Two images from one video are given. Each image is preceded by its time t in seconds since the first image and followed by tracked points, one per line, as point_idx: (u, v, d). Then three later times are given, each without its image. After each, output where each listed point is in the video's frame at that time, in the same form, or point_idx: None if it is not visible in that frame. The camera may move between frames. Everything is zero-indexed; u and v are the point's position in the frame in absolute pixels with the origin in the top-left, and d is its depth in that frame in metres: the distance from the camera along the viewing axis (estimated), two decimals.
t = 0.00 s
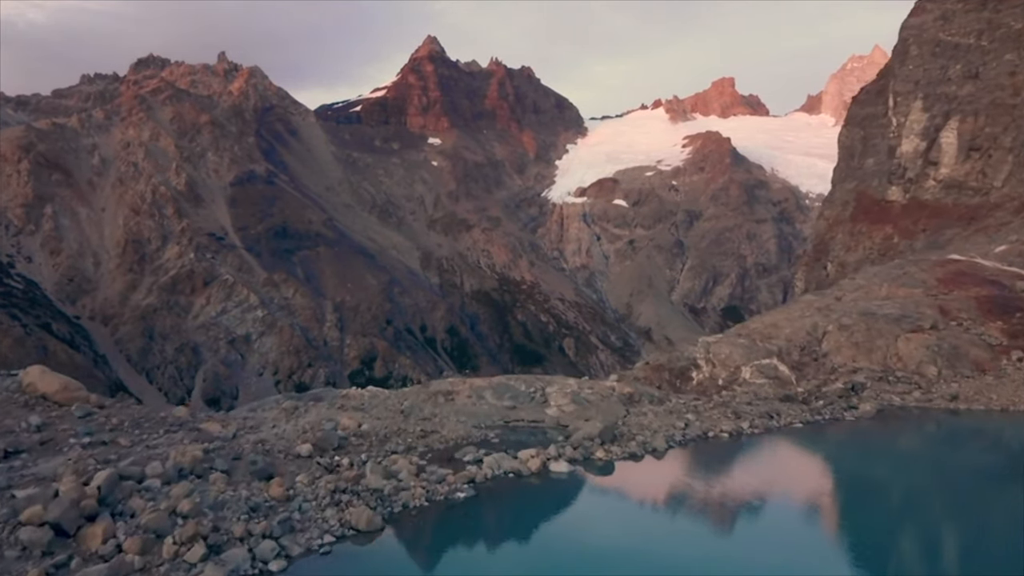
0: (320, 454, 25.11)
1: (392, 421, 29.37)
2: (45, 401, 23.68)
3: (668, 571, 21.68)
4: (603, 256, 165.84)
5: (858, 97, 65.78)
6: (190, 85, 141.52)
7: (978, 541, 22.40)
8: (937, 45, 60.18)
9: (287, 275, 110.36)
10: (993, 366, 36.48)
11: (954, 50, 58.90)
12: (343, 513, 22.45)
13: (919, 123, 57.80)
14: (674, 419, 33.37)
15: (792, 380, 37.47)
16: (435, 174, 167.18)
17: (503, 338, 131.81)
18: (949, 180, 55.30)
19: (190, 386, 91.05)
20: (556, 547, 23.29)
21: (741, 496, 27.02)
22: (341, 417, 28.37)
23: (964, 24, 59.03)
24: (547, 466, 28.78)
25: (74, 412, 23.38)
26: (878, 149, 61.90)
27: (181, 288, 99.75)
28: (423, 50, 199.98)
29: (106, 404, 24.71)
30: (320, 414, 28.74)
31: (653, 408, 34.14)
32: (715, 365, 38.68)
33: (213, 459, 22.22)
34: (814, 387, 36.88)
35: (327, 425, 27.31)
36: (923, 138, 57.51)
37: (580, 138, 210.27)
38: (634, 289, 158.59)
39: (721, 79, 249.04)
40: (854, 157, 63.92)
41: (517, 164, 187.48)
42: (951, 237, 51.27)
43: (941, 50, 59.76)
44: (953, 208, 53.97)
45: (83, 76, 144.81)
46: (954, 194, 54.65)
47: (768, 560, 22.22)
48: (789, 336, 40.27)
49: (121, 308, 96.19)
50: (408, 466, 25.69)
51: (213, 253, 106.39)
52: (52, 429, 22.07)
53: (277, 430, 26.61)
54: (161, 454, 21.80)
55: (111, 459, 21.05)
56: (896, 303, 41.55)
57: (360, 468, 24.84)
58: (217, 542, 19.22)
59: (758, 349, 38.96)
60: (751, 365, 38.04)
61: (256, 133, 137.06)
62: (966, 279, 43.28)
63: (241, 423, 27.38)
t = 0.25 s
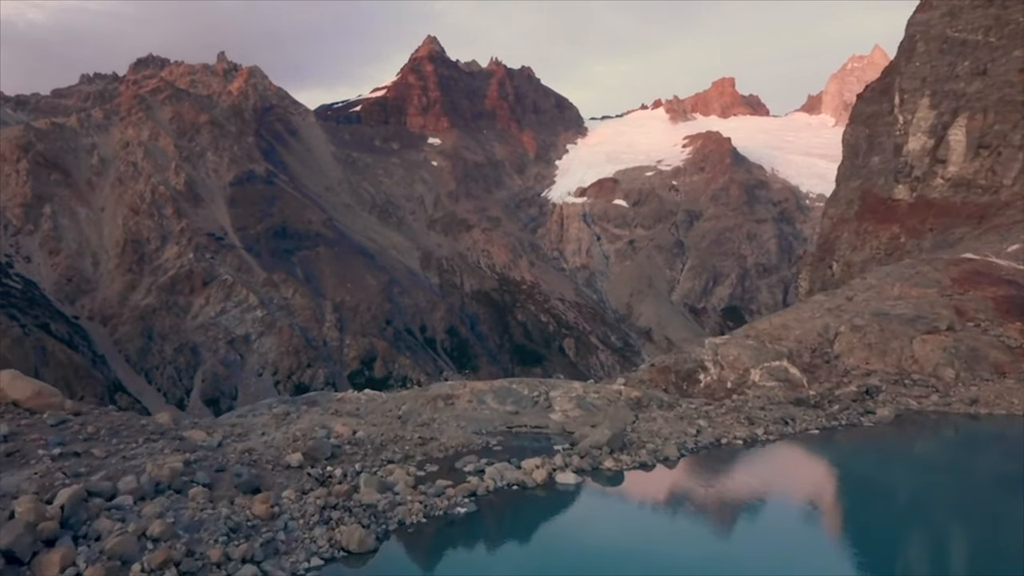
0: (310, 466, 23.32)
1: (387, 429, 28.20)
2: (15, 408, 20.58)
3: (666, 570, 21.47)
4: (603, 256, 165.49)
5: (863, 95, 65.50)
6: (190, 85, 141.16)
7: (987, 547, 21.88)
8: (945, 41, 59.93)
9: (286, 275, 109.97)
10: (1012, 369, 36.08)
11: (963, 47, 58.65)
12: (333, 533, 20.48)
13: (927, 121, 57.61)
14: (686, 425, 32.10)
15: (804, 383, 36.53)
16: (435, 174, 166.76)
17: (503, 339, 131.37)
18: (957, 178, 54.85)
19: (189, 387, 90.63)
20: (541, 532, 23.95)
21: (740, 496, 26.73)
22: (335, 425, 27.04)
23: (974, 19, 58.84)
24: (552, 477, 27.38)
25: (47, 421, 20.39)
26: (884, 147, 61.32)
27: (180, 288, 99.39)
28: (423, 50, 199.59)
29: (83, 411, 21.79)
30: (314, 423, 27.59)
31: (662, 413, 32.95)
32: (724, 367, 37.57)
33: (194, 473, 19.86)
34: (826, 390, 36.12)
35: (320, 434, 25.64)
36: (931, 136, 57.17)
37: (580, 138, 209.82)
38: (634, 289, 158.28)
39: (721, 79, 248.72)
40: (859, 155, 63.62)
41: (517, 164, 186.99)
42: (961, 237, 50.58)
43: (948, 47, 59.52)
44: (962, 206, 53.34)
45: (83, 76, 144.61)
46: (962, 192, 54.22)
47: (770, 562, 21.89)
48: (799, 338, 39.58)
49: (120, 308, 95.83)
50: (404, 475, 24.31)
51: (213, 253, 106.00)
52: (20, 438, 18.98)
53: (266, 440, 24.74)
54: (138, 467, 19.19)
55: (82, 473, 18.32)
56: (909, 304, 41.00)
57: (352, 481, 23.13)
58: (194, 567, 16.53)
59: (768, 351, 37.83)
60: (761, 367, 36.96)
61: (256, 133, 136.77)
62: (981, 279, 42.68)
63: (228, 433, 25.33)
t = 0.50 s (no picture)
0: (301, 475, 23.23)
1: (382, 435, 28.06)
2: None
3: (667, 571, 21.22)
4: (603, 256, 165.01)
5: (868, 93, 64.90)
6: (190, 84, 140.69)
7: (997, 549, 21.52)
8: (952, 38, 59.34)
9: (286, 275, 109.63)
10: None
11: (970, 44, 58.38)
12: (320, 556, 19.32)
13: (934, 119, 56.69)
14: (698, 432, 31.17)
15: (816, 387, 36.29)
16: (435, 174, 166.35)
17: (503, 339, 130.92)
18: (966, 176, 54.50)
19: (188, 386, 90.17)
20: (546, 535, 23.47)
21: (739, 497, 26.42)
22: (326, 431, 27.00)
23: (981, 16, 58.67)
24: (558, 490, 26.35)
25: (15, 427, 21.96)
26: (889, 145, 60.81)
27: (179, 288, 99.03)
28: (423, 50, 199.12)
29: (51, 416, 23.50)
30: (305, 427, 27.69)
31: (673, 419, 31.98)
32: (732, 369, 37.55)
33: (168, 484, 20.54)
34: (839, 394, 35.82)
35: (310, 441, 25.63)
36: (938, 133, 56.42)
37: (581, 138, 209.32)
38: (634, 290, 157.90)
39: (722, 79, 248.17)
40: (863, 154, 62.93)
41: (517, 164, 186.47)
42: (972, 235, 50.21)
43: (956, 44, 59.03)
44: (971, 205, 53.28)
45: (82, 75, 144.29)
46: (971, 190, 53.99)
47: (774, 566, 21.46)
48: (810, 339, 39.01)
49: (119, 308, 95.49)
50: (398, 486, 23.79)
51: (212, 253, 105.56)
52: None
53: (254, 448, 24.92)
54: (110, 482, 20.05)
55: (48, 489, 19.14)
56: (925, 303, 40.43)
57: (345, 490, 22.82)
58: None
59: (777, 351, 37.61)
60: (771, 369, 36.80)
61: (255, 133, 136.43)
62: (997, 279, 42.22)
63: (214, 440, 25.68)
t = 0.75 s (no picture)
0: (288, 488, 23.01)
1: (377, 441, 27.80)
2: None
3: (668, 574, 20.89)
4: (603, 256, 164.62)
5: (871, 90, 64.51)
6: (190, 84, 140.30)
7: (1005, 554, 21.15)
8: (959, 35, 59.00)
9: (285, 275, 109.36)
10: None
11: (978, 39, 57.89)
12: None
13: (941, 116, 56.39)
14: (711, 439, 30.25)
15: (828, 390, 36.11)
16: (434, 174, 166.02)
17: (503, 339, 130.55)
18: (975, 174, 53.89)
19: (187, 387, 89.79)
20: (546, 539, 22.86)
21: (740, 499, 26.01)
22: (318, 438, 26.80)
23: (989, 11, 58.25)
24: (566, 504, 25.07)
25: None
26: (895, 143, 60.33)
27: (178, 288, 98.73)
28: (423, 50, 198.66)
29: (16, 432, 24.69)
30: (295, 434, 27.63)
31: (684, 425, 31.34)
32: (741, 370, 37.95)
33: (139, 500, 20.63)
34: (853, 397, 35.38)
35: (299, 450, 25.45)
36: (946, 131, 56.01)
37: (581, 138, 208.94)
38: (634, 290, 157.65)
39: (722, 79, 247.84)
40: (868, 152, 62.59)
41: (517, 164, 186.02)
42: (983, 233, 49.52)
43: (964, 40, 58.66)
44: (982, 204, 52.59)
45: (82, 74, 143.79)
46: (980, 188, 53.36)
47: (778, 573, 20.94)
48: (821, 340, 38.89)
49: (118, 308, 95.18)
50: (393, 496, 23.09)
51: (211, 253, 105.16)
52: None
53: (238, 458, 24.95)
54: (78, 499, 20.29)
55: (9, 509, 19.36)
56: (942, 304, 40.10)
57: (335, 505, 22.42)
58: None
59: (787, 353, 37.82)
60: (781, 372, 36.97)
61: (255, 132, 136.15)
62: (1013, 279, 41.71)
63: (197, 449, 25.83)
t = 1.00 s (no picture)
0: (275, 503, 22.84)
1: (372, 449, 27.46)
2: None
3: None
4: (604, 256, 164.17)
5: (877, 89, 64.12)
6: (189, 83, 139.80)
7: (1015, 564, 20.71)
8: (968, 31, 58.66)
9: (285, 275, 109.08)
10: None
11: (987, 36, 57.52)
12: None
13: (950, 113, 56.32)
14: (727, 448, 29.23)
15: (842, 393, 35.69)
16: (435, 174, 165.61)
17: (504, 339, 130.11)
18: (984, 173, 52.96)
19: (186, 387, 89.25)
20: (554, 553, 21.70)
21: (742, 505, 25.56)
22: (309, 446, 26.54)
23: (998, 7, 57.84)
24: (576, 520, 23.88)
25: None
26: (902, 140, 59.79)
27: (177, 287, 98.39)
28: (423, 49, 198.20)
29: None
30: (285, 443, 27.42)
31: (697, 433, 30.55)
32: (751, 373, 38.36)
33: (107, 520, 20.84)
34: (868, 401, 34.97)
35: (289, 460, 25.22)
36: (954, 128, 55.88)
37: (582, 138, 208.45)
38: (635, 291, 157.77)
39: (722, 79, 247.42)
40: (873, 151, 62.05)
41: (517, 164, 185.52)
42: (993, 233, 48.66)
43: (972, 36, 58.34)
44: (990, 203, 51.70)
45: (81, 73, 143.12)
46: (989, 187, 52.44)
47: None
48: (834, 342, 39.10)
49: (117, 308, 94.85)
50: (387, 511, 22.54)
51: (211, 252, 104.68)
52: None
53: (221, 467, 24.86)
54: (44, 519, 20.51)
55: None
56: (960, 305, 39.86)
57: (324, 521, 22.17)
58: None
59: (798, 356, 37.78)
60: (794, 376, 36.67)
61: (254, 132, 135.82)
62: None
63: (179, 459, 25.74)
